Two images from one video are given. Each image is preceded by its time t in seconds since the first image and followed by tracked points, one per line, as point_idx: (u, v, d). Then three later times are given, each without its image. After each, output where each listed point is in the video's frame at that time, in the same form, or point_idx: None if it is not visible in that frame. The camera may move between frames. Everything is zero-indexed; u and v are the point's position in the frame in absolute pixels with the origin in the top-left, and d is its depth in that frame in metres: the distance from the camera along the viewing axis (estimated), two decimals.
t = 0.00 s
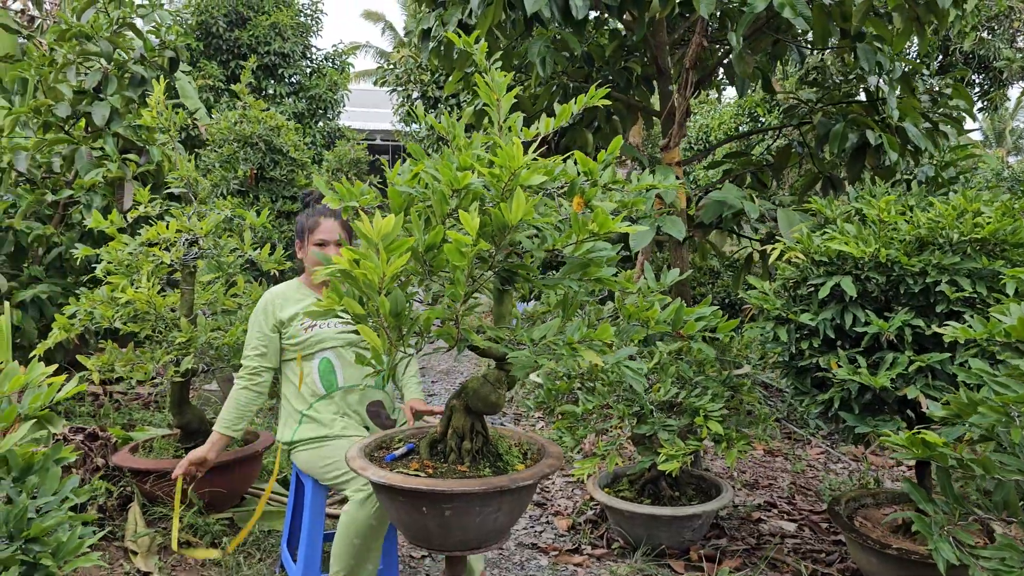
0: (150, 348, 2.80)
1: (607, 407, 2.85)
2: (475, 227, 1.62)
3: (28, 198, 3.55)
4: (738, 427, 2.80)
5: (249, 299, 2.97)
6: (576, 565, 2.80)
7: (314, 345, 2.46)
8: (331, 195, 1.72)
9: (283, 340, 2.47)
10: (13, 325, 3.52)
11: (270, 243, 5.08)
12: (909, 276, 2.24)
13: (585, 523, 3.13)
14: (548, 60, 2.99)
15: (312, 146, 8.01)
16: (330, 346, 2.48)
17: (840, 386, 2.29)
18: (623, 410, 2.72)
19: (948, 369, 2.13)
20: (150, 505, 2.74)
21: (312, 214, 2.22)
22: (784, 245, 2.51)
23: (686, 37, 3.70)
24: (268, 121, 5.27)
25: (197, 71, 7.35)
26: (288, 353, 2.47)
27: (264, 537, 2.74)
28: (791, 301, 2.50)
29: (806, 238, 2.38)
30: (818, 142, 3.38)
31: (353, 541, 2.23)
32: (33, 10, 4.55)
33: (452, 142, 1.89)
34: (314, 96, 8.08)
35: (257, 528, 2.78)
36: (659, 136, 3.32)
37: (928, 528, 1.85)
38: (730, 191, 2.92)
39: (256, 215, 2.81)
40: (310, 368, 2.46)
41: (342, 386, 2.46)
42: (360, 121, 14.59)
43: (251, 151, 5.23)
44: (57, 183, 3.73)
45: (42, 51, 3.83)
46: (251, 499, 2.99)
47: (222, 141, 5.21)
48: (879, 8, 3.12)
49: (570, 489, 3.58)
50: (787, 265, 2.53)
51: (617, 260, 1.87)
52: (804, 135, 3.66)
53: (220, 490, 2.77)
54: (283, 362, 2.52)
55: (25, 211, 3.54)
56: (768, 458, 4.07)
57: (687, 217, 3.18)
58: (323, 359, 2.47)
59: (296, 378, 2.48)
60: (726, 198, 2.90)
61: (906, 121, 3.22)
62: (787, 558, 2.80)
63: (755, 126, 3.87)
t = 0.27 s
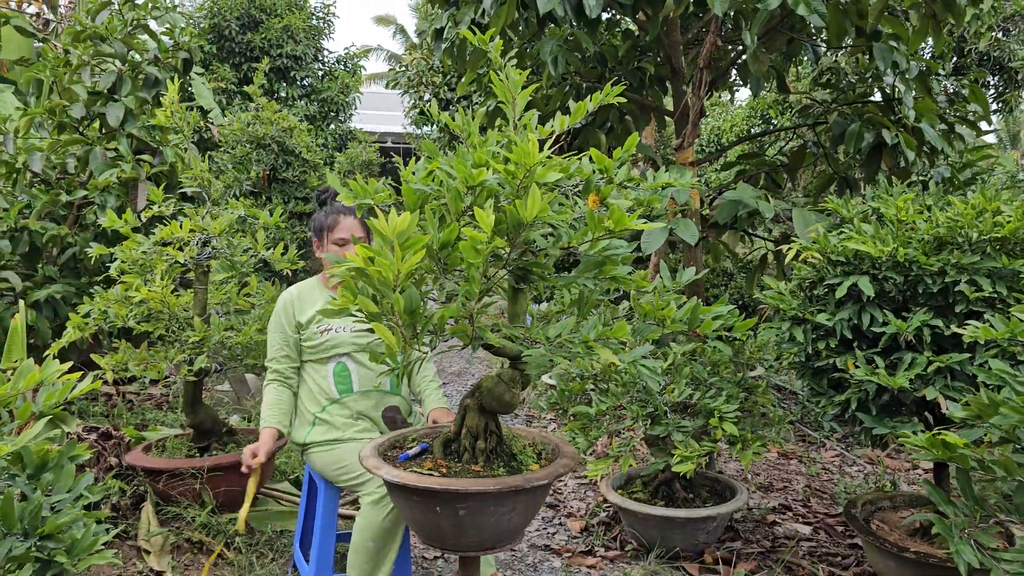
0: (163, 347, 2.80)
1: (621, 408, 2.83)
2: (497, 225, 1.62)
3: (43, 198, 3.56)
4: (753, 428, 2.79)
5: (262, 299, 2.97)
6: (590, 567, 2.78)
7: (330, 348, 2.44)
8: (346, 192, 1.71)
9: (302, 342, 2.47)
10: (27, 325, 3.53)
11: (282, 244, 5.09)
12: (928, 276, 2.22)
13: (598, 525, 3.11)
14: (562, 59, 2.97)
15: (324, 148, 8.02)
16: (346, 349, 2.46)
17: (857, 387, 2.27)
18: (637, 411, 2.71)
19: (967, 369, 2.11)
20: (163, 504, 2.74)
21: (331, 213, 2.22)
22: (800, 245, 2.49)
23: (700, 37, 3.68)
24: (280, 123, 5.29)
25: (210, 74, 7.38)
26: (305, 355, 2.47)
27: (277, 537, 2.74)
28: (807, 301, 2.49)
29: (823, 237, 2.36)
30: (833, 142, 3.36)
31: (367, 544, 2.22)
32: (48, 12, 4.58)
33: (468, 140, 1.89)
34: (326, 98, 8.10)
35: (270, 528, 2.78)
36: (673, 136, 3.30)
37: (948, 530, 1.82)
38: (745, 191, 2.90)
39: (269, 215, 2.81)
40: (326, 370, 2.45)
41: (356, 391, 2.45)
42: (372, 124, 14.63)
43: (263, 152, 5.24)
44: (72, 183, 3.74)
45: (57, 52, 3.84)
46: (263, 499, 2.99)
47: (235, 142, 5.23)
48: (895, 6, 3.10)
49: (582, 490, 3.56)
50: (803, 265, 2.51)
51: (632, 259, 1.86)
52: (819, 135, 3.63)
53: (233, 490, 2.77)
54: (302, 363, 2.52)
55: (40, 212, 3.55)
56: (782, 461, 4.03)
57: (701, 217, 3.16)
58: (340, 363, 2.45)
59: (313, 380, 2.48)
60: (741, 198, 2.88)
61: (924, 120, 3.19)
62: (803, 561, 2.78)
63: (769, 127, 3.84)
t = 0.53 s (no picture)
0: (177, 347, 2.80)
1: (634, 408, 2.82)
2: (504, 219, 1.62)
3: (57, 198, 3.57)
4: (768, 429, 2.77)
5: (275, 299, 2.98)
6: (603, 569, 2.77)
7: (350, 351, 2.41)
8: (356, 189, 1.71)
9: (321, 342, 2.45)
10: (41, 325, 3.54)
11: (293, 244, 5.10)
12: (946, 276, 2.20)
13: (611, 526, 3.10)
14: (575, 58, 2.96)
15: (335, 150, 8.04)
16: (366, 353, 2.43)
17: (874, 388, 2.25)
18: (651, 411, 2.70)
19: (986, 370, 2.09)
20: (176, 503, 2.75)
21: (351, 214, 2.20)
22: (816, 245, 2.48)
23: (713, 36, 3.66)
24: (293, 124, 5.30)
25: (222, 76, 7.40)
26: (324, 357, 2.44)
27: (289, 537, 2.74)
28: (823, 301, 2.47)
29: (839, 237, 2.35)
30: (848, 142, 3.33)
31: (385, 546, 2.21)
32: (62, 14, 4.60)
33: (482, 138, 1.88)
34: (337, 100, 8.12)
35: (283, 527, 2.78)
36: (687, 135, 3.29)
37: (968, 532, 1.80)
38: (758, 191, 2.89)
39: (283, 215, 2.82)
40: (345, 373, 2.42)
41: (376, 396, 2.41)
42: (383, 126, 14.65)
43: (276, 153, 5.26)
44: (85, 183, 3.75)
45: (70, 53, 3.86)
46: (276, 499, 2.99)
47: (247, 143, 5.25)
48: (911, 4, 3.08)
49: (595, 492, 3.55)
50: (818, 265, 2.50)
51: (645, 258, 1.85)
52: (833, 134, 3.61)
53: (245, 489, 2.77)
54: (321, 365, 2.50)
55: (54, 212, 3.56)
56: (796, 463, 4.01)
57: (715, 217, 3.14)
58: (359, 366, 2.42)
59: (331, 382, 2.45)
60: (755, 197, 2.87)
61: (940, 119, 3.17)
62: (818, 563, 2.76)
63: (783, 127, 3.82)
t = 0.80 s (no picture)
0: (188, 346, 2.81)
1: (645, 409, 2.81)
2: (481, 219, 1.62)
3: (69, 199, 3.59)
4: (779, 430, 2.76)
5: (286, 299, 2.98)
6: (613, 570, 2.76)
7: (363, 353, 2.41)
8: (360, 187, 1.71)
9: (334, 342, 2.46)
10: (53, 325, 3.56)
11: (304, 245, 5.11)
12: (961, 276, 2.19)
13: (621, 528, 3.09)
14: (586, 58, 2.95)
15: (345, 151, 8.05)
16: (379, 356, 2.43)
17: (888, 389, 2.24)
18: (662, 412, 2.69)
19: (1001, 371, 2.07)
20: (187, 503, 2.75)
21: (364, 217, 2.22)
22: (828, 245, 2.47)
23: (724, 36, 3.65)
24: (303, 125, 5.31)
25: (233, 77, 7.43)
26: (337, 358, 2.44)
27: (300, 536, 2.75)
28: (835, 302, 2.46)
29: (852, 237, 2.33)
30: (860, 142, 3.31)
31: (397, 547, 2.21)
32: (74, 16, 4.62)
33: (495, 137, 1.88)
34: (347, 101, 8.13)
35: (293, 527, 2.79)
36: (698, 135, 3.27)
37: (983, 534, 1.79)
38: (770, 191, 2.88)
39: (294, 215, 2.82)
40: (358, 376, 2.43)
41: (390, 399, 2.42)
42: (393, 127, 14.67)
43: (286, 154, 5.27)
44: (97, 184, 3.77)
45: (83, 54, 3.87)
46: (286, 499, 3.00)
47: (258, 144, 5.26)
48: (925, 3, 3.06)
49: (605, 493, 3.54)
50: (831, 266, 2.48)
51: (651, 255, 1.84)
52: (845, 134, 3.59)
53: (255, 489, 2.77)
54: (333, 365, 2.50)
55: (66, 212, 3.58)
56: (807, 465, 3.99)
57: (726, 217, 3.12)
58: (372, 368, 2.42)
59: (344, 383, 2.45)
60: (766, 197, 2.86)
61: (953, 118, 3.15)
62: (830, 565, 2.74)
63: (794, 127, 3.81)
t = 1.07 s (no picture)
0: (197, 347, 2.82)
1: (653, 411, 2.80)
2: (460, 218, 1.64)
3: (79, 200, 3.60)
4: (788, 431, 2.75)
5: (294, 299, 2.99)
6: (621, 571, 2.76)
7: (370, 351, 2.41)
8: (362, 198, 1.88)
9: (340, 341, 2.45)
10: (63, 325, 3.57)
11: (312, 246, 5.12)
12: (971, 277, 2.18)
13: (629, 529, 3.08)
14: (594, 59, 2.95)
15: (353, 152, 8.05)
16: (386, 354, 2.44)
17: (898, 390, 2.23)
18: (670, 413, 2.68)
19: (1012, 373, 2.06)
20: (195, 503, 2.76)
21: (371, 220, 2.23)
22: (838, 246, 2.46)
23: (732, 36, 3.64)
24: (311, 126, 5.32)
25: (242, 79, 7.45)
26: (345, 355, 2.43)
27: (308, 537, 2.75)
28: (845, 303, 2.45)
29: (862, 238, 2.33)
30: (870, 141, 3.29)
31: (403, 548, 2.21)
32: (84, 18, 4.64)
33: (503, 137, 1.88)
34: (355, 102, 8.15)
35: (301, 528, 2.79)
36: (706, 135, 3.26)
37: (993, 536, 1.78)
38: (778, 192, 2.87)
39: (302, 215, 2.83)
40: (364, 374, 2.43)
41: (396, 397, 2.44)
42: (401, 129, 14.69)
43: (295, 155, 5.29)
44: (107, 185, 3.78)
45: (93, 56, 3.89)
46: (294, 499, 3.00)
47: (266, 145, 5.27)
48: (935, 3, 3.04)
49: (613, 495, 3.53)
50: (840, 267, 2.47)
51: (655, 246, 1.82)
52: (854, 135, 3.58)
53: (263, 489, 2.78)
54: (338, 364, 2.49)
55: (75, 213, 3.59)
56: (816, 467, 3.98)
57: (735, 218, 3.11)
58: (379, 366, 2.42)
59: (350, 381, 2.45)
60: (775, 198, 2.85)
61: (963, 118, 3.13)
62: (839, 567, 2.73)
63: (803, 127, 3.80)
